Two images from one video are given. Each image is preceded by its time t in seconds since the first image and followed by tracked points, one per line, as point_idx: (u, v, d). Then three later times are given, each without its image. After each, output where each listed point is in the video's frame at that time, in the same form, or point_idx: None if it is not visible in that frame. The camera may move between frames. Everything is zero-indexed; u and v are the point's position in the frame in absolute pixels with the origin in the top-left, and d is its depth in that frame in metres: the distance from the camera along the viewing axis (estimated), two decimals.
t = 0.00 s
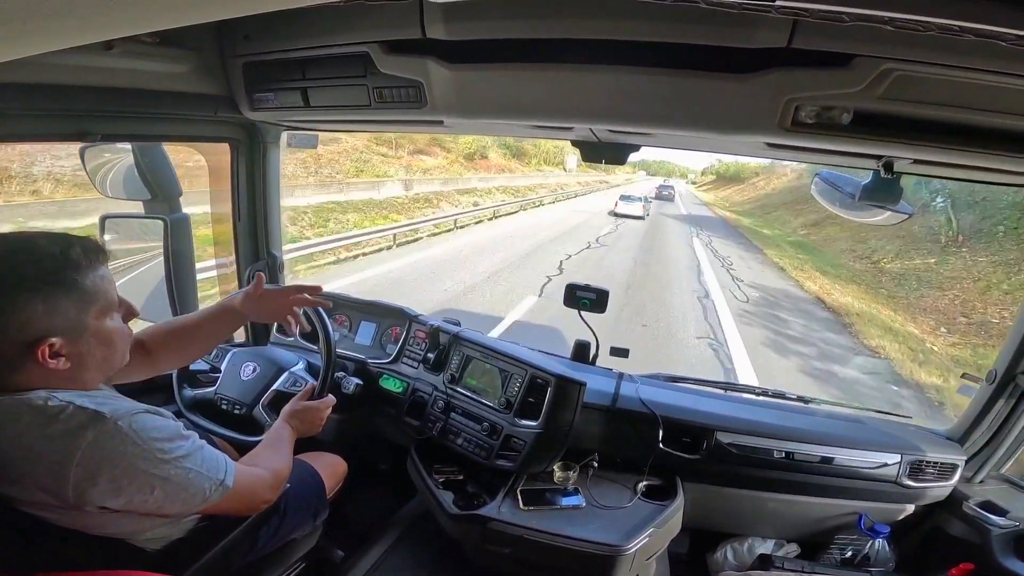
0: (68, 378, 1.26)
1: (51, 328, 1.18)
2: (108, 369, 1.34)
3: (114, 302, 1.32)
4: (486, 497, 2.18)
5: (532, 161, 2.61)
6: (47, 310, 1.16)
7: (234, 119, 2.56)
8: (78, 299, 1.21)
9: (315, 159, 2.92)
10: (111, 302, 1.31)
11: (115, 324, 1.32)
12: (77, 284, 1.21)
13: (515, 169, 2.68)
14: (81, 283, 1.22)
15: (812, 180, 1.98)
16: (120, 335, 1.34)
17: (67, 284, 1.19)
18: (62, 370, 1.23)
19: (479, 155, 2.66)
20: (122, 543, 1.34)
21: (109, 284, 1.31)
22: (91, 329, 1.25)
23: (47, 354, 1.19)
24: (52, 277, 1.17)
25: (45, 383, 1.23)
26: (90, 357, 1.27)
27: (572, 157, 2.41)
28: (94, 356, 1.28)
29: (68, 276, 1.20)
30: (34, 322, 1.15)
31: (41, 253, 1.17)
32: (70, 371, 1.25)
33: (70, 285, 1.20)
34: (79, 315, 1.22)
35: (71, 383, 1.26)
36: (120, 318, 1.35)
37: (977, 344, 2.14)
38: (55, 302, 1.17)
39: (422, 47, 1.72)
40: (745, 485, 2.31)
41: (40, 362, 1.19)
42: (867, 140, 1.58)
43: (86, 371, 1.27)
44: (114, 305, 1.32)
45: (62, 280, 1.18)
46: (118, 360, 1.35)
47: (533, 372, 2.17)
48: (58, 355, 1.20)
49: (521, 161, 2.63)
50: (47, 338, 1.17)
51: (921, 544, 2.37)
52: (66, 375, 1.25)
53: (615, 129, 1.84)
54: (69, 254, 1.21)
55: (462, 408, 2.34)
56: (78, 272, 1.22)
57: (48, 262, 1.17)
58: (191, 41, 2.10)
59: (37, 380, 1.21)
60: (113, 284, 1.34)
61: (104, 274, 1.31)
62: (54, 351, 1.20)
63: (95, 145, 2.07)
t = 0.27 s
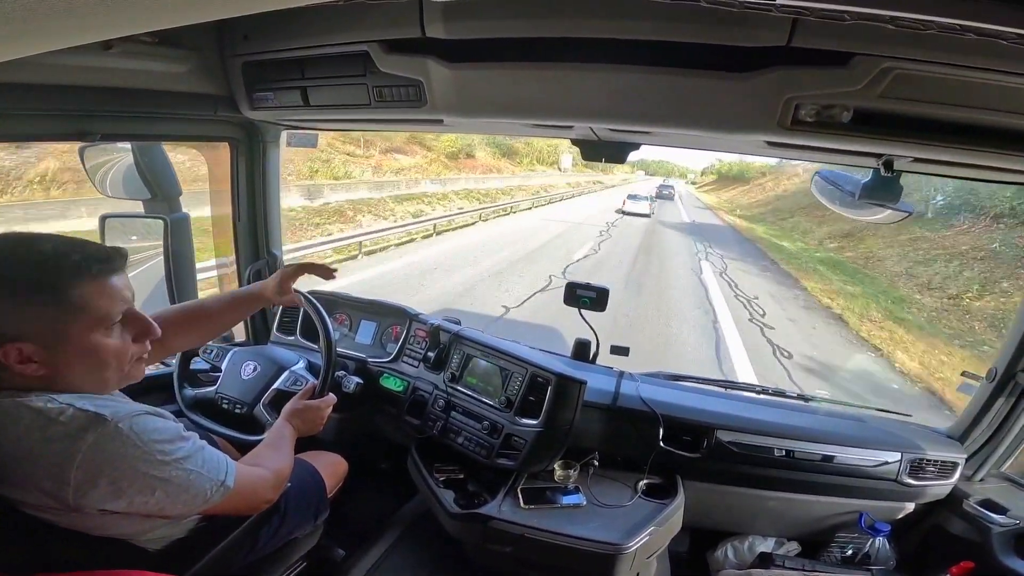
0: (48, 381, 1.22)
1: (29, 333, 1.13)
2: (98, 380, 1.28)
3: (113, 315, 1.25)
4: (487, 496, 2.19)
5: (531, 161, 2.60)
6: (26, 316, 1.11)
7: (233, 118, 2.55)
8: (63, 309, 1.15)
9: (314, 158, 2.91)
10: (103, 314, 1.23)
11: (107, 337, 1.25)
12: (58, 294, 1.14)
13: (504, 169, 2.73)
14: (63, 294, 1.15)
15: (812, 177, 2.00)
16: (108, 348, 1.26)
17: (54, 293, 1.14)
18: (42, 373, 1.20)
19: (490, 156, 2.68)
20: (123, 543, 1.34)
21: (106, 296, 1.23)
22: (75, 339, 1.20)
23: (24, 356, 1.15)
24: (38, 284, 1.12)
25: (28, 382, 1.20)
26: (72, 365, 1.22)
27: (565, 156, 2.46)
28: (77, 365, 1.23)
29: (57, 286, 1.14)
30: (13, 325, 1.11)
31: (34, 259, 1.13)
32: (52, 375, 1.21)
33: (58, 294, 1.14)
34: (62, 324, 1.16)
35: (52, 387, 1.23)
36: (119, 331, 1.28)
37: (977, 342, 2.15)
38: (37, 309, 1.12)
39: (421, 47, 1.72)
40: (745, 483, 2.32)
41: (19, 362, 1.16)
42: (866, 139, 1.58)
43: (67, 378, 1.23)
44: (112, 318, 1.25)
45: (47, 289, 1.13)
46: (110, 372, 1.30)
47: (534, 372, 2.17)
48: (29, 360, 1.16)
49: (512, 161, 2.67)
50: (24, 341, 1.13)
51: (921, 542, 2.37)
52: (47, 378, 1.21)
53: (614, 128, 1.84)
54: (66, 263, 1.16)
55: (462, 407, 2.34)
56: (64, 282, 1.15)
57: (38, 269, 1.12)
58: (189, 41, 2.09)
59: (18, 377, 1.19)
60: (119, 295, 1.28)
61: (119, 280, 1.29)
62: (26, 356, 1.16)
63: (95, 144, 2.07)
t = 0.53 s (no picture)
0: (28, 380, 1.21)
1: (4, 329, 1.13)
2: (79, 384, 1.26)
3: (95, 319, 1.22)
4: (486, 496, 2.19)
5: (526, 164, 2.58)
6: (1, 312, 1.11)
7: (232, 118, 2.55)
8: (38, 308, 1.14)
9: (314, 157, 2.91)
10: (84, 317, 1.20)
11: (86, 340, 1.23)
12: (37, 293, 1.13)
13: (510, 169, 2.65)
14: (41, 293, 1.14)
15: (811, 177, 2.00)
16: (86, 350, 1.23)
17: (31, 291, 1.13)
18: (22, 370, 1.20)
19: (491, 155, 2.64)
20: (120, 543, 1.34)
21: (90, 300, 1.21)
22: (53, 339, 1.18)
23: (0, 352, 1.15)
24: (16, 281, 1.12)
25: (14, 381, 1.21)
26: (49, 366, 1.21)
27: (560, 155, 2.45)
28: (52, 366, 1.21)
29: (35, 284, 1.13)
30: None
31: (18, 257, 1.13)
32: (30, 374, 1.21)
33: (35, 292, 1.13)
34: (36, 324, 1.15)
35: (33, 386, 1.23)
36: (103, 336, 1.25)
37: (977, 342, 2.14)
38: (12, 306, 1.12)
39: (421, 46, 1.72)
40: (744, 483, 2.32)
41: None
42: (865, 139, 1.58)
43: (48, 377, 1.22)
44: (94, 322, 1.22)
45: (24, 286, 1.12)
46: (92, 376, 1.27)
47: (533, 372, 2.17)
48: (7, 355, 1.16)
49: (506, 161, 2.63)
50: None
51: (920, 543, 2.37)
52: (28, 376, 1.21)
53: (614, 128, 1.84)
54: (49, 263, 1.16)
55: (461, 407, 2.34)
56: (45, 281, 1.14)
57: (19, 267, 1.12)
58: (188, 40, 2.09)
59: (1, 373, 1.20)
60: (109, 299, 1.25)
61: (113, 283, 1.28)
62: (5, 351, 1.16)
63: (94, 144, 2.07)
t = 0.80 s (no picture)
0: (27, 380, 1.21)
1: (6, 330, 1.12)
2: (80, 385, 1.26)
3: (101, 321, 1.22)
4: (485, 497, 2.18)
5: (529, 163, 2.58)
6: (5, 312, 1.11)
7: (231, 118, 2.55)
8: (46, 309, 1.14)
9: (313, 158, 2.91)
10: (92, 320, 1.21)
11: (90, 342, 1.22)
12: (49, 293, 1.14)
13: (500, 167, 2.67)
14: (53, 293, 1.14)
15: (811, 178, 2.01)
16: (93, 351, 1.24)
17: (38, 292, 1.13)
18: (24, 370, 1.19)
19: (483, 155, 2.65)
20: (119, 544, 1.34)
21: (99, 302, 1.22)
22: (58, 339, 1.18)
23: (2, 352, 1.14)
24: (22, 282, 1.11)
25: (14, 380, 1.20)
26: (50, 367, 1.20)
27: (554, 154, 2.47)
28: (54, 367, 1.20)
29: (42, 285, 1.13)
30: None
31: (25, 258, 1.13)
32: (30, 374, 1.20)
33: (42, 293, 1.13)
34: (41, 325, 1.14)
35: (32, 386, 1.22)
36: (107, 338, 1.25)
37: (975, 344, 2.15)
38: (17, 306, 1.11)
39: (421, 47, 1.72)
40: (743, 484, 2.32)
41: None
42: (864, 140, 1.58)
43: (51, 377, 1.22)
44: (100, 323, 1.22)
45: (31, 287, 1.12)
46: (94, 377, 1.27)
47: (532, 372, 2.17)
48: (12, 354, 1.16)
49: (507, 161, 2.63)
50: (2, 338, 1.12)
51: (918, 544, 2.37)
52: (31, 376, 1.20)
53: (613, 129, 1.84)
54: (57, 264, 1.16)
55: (460, 408, 2.34)
56: (57, 282, 1.15)
57: (26, 267, 1.12)
58: (187, 40, 2.09)
59: None
60: (115, 302, 1.26)
61: (122, 287, 1.30)
62: (11, 350, 1.15)
63: (93, 144, 2.07)
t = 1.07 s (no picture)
0: (41, 376, 1.21)
1: (23, 326, 1.12)
2: (96, 379, 1.27)
3: (116, 313, 1.24)
4: (484, 495, 2.19)
5: (528, 161, 2.58)
6: (23, 308, 1.11)
7: (230, 117, 2.55)
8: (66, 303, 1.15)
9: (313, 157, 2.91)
10: (108, 313, 1.22)
11: (107, 336, 1.23)
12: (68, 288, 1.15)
13: (481, 166, 2.68)
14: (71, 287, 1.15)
15: (811, 176, 1.98)
16: (113, 345, 1.25)
17: (55, 287, 1.13)
18: (43, 367, 1.19)
19: (460, 154, 2.65)
20: (119, 543, 1.34)
21: (114, 293, 1.23)
22: (77, 335, 1.19)
23: (19, 350, 1.14)
24: (38, 277, 1.12)
25: (30, 377, 1.20)
26: (67, 362, 1.21)
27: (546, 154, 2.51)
28: (72, 362, 1.21)
29: (58, 280, 1.14)
30: (9, 318, 1.10)
31: (39, 254, 1.13)
32: (45, 371, 1.20)
33: (59, 288, 1.14)
34: (59, 319, 1.15)
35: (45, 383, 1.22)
36: (122, 330, 1.27)
37: (975, 343, 2.15)
38: (34, 301, 1.11)
39: (420, 46, 1.72)
40: (742, 483, 2.32)
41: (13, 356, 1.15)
42: (864, 139, 1.58)
43: (70, 372, 1.23)
44: (115, 316, 1.24)
45: (48, 282, 1.12)
46: (111, 371, 1.28)
47: (532, 371, 2.17)
48: (33, 352, 1.16)
49: (507, 161, 2.63)
50: (19, 335, 1.12)
51: (917, 542, 2.37)
52: (48, 373, 1.21)
53: (613, 128, 1.84)
54: (72, 258, 1.16)
55: (460, 407, 2.34)
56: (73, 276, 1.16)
57: (41, 262, 1.12)
58: (187, 39, 2.09)
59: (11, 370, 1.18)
60: (127, 293, 1.27)
61: (129, 278, 1.30)
62: (30, 348, 1.15)
63: (92, 143, 2.08)
